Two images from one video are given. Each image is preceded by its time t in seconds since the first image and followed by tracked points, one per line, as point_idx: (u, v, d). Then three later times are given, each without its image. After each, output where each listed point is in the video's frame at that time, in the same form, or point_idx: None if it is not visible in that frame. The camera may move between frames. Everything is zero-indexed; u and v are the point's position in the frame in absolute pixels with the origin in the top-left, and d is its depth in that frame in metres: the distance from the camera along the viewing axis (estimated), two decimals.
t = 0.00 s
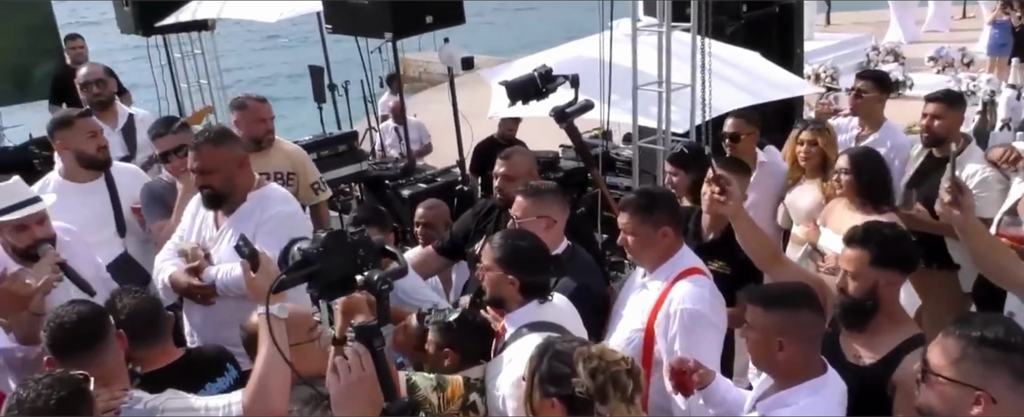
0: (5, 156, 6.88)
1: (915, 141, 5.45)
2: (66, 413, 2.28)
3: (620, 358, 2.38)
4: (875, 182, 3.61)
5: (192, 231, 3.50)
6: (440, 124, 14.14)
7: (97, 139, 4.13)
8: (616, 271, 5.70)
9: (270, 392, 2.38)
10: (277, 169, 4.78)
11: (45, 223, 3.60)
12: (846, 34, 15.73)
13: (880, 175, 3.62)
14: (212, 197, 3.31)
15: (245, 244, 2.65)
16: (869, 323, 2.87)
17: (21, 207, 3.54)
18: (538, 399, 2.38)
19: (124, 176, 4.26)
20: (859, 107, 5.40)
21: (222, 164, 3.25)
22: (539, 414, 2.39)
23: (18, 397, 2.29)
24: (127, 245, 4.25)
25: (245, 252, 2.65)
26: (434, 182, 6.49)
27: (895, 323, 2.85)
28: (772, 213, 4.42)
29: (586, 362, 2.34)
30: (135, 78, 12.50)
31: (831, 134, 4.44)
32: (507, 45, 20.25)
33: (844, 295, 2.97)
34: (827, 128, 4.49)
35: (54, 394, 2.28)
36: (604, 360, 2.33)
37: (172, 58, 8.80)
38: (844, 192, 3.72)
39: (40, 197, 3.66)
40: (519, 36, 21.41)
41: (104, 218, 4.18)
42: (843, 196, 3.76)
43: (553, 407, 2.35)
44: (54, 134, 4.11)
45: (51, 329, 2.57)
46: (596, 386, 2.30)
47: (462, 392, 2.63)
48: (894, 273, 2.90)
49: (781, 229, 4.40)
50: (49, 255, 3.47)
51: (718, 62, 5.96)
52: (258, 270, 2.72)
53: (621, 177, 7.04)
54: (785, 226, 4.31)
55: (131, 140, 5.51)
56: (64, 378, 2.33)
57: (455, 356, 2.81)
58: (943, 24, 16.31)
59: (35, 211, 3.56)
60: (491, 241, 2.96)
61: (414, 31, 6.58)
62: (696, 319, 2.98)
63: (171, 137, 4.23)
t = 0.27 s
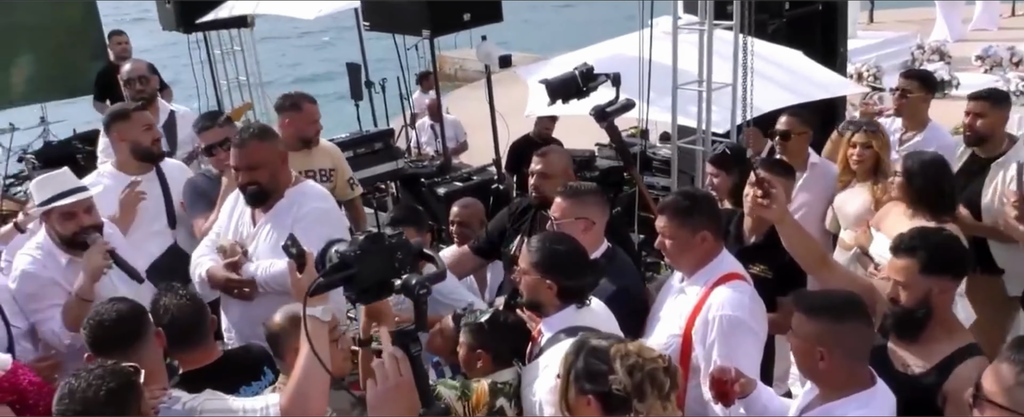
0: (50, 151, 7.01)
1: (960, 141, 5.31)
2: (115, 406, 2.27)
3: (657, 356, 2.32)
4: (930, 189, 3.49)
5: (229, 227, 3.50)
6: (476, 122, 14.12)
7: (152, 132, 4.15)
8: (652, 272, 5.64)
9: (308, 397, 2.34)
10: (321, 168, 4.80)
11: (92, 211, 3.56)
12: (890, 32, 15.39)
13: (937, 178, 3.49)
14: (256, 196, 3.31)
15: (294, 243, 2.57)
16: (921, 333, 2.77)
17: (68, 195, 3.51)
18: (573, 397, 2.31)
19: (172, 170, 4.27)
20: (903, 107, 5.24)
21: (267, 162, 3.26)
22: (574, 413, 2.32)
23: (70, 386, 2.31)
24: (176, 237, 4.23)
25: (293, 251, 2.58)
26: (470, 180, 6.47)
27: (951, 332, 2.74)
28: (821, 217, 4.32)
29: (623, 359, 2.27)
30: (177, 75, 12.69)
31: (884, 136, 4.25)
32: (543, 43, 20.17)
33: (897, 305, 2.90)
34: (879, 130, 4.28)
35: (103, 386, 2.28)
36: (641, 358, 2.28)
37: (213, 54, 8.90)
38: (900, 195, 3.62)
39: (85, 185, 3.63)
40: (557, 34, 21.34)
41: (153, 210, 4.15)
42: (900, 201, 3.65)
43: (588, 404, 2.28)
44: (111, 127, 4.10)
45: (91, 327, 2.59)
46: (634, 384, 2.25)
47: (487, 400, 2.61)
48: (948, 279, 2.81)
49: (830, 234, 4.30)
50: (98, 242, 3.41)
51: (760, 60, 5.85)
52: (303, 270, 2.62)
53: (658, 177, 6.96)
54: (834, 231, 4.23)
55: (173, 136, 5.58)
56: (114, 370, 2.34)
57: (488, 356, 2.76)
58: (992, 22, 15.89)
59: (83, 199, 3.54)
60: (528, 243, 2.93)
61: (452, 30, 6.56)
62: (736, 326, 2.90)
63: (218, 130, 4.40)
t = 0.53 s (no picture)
0: (89, 147, 7.12)
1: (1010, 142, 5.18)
2: (171, 396, 2.26)
3: (691, 362, 2.27)
4: (985, 198, 3.35)
5: (262, 224, 3.50)
6: (507, 119, 14.10)
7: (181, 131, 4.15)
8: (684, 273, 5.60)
9: (340, 401, 2.32)
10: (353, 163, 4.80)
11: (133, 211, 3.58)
12: (932, 29, 15.07)
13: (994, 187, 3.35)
14: (296, 195, 3.31)
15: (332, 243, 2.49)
16: (967, 340, 2.71)
17: (108, 194, 3.53)
18: (605, 405, 2.23)
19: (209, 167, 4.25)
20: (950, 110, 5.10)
21: (308, 160, 3.26)
22: None
23: (128, 375, 2.31)
24: (217, 233, 4.20)
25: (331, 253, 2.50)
26: (502, 178, 6.45)
27: (997, 344, 2.68)
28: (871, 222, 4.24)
29: (657, 366, 2.23)
30: (213, 72, 12.83)
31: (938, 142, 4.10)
32: (576, 40, 20.07)
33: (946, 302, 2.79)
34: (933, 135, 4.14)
35: (160, 375, 2.28)
36: (675, 364, 2.23)
37: (248, 51, 8.97)
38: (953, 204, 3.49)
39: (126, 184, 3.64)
40: (589, 31, 21.23)
41: (195, 205, 4.11)
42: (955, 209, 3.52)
43: (622, 414, 2.21)
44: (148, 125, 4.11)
45: (126, 327, 2.66)
46: (669, 391, 2.20)
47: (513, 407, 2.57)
48: (1005, 286, 2.71)
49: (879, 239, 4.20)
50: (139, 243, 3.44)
51: (798, 59, 5.73)
52: (339, 272, 2.49)
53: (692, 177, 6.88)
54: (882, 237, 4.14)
55: (208, 133, 5.62)
56: (172, 361, 2.33)
57: (519, 360, 2.72)
58: None
59: (123, 198, 3.54)
60: (560, 245, 2.88)
61: (485, 27, 6.53)
62: (773, 332, 2.83)
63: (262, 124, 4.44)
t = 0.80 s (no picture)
0: (127, 144, 7.21)
1: None
2: (223, 389, 2.14)
3: (734, 372, 2.22)
4: None
5: (296, 223, 3.49)
6: (541, 118, 14.05)
7: (198, 135, 4.14)
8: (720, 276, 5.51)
9: (378, 406, 2.30)
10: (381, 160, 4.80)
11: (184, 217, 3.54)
12: (976, 28, 14.72)
13: None
14: (334, 194, 3.30)
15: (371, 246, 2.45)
16: None
17: (164, 200, 3.48)
18: None
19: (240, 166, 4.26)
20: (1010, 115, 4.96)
21: (346, 159, 3.25)
22: None
23: (181, 365, 2.18)
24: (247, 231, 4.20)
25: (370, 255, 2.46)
26: (536, 178, 6.40)
27: None
28: (918, 228, 4.12)
29: (700, 377, 2.17)
30: (249, 70, 12.96)
31: (992, 148, 3.94)
32: (610, 39, 19.95)
33: (1001, 327, 2.76)
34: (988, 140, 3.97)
35: (210, 367, 2.15)
36: (718, 374, 2.17)
37: (284, 49, 9.02)
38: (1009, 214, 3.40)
39: (180, 189, 3.58)
40: (623, 30, 21.10)
41: (225, 202, 4.11)
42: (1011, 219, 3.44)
43: None
44: (177, 121, 4.13)
45: (165, 325, 2.61)
46: (714, 402, 2.14)
47: None
48: None
49: (926, 245, 4.08)
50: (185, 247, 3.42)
51: (840, 58, 5.61)
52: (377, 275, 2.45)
53: (728, 177, 6.78)
54: (929, 242, 4.03)
55: (243, 130, 5.65)
56: (221, 353, 2.21)
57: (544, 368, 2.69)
58: None
59: (177, 206, 3.50)
60: (591, 248, 2.85)
61: (520, 25, 6.48)
62: (813, 340, 2.75)
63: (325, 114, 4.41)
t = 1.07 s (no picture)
0: (170, 141, 7.31)
1: None
2: (259, 389, 2.12)
3: (776, 387, 2.13)
4: None
5: (333, 223, 3.47)
6: (578, 117, 13.98)
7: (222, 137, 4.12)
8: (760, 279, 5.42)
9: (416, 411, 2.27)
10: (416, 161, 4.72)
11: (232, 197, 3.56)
12: None
13: None
14: (376, 196, 3.29)
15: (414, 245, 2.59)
16: None
17: (212, 180, 3.52)
18: None
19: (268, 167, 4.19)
20: None
21: (386, 160, 3.24)
22: None
23: (217, 366, 2.17)
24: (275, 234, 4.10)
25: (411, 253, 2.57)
26: (573, 178, 6.35)
27: None
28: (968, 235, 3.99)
29: (739, 386, 2.10)
30: (288, 68, 13.08)
31: None
32: (648, 38, 19.79)
33: None
34: None
35: (248, 367, 2.14)
36: (759, 387, 2.09)
37: (323, 47, 9.08)
38: None
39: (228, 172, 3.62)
40: (662, 29, 20.91)
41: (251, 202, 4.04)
42: None
43: None
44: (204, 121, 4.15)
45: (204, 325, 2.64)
46: (752, 412, 2.05)
47: None
48: None
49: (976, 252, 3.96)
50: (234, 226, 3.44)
51: (887, 58, 5.47)
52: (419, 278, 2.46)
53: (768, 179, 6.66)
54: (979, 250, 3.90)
55: (282, 129, 5.69)
56: (257, 351, 2.19)
57: (565, 392, 2.40)
58: None
59: (224, 185, 3.53)
60: (630, 251, 2.78)
61: (559, 24, 6.44)
62: (860, 347, 2.65)
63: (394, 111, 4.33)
